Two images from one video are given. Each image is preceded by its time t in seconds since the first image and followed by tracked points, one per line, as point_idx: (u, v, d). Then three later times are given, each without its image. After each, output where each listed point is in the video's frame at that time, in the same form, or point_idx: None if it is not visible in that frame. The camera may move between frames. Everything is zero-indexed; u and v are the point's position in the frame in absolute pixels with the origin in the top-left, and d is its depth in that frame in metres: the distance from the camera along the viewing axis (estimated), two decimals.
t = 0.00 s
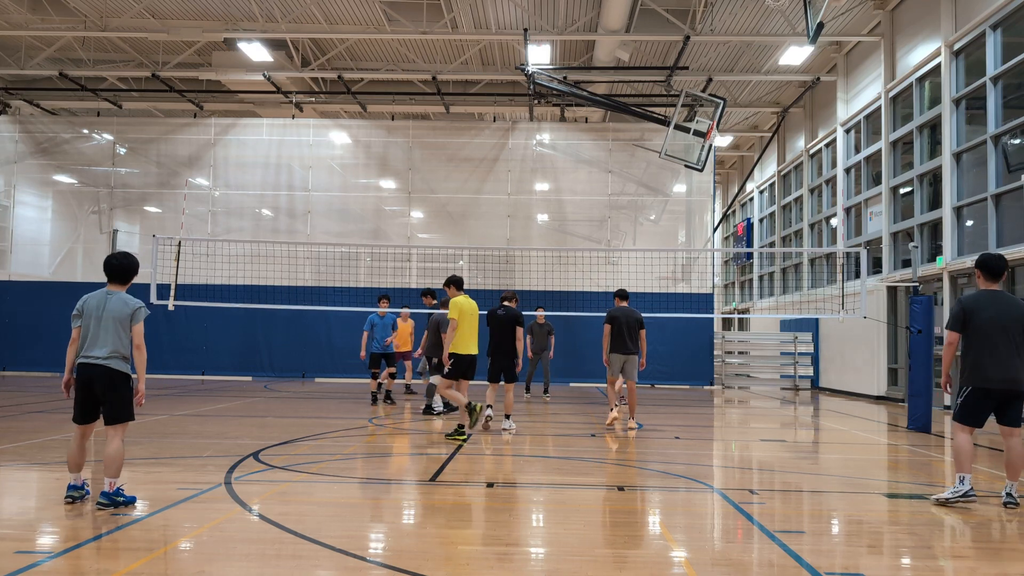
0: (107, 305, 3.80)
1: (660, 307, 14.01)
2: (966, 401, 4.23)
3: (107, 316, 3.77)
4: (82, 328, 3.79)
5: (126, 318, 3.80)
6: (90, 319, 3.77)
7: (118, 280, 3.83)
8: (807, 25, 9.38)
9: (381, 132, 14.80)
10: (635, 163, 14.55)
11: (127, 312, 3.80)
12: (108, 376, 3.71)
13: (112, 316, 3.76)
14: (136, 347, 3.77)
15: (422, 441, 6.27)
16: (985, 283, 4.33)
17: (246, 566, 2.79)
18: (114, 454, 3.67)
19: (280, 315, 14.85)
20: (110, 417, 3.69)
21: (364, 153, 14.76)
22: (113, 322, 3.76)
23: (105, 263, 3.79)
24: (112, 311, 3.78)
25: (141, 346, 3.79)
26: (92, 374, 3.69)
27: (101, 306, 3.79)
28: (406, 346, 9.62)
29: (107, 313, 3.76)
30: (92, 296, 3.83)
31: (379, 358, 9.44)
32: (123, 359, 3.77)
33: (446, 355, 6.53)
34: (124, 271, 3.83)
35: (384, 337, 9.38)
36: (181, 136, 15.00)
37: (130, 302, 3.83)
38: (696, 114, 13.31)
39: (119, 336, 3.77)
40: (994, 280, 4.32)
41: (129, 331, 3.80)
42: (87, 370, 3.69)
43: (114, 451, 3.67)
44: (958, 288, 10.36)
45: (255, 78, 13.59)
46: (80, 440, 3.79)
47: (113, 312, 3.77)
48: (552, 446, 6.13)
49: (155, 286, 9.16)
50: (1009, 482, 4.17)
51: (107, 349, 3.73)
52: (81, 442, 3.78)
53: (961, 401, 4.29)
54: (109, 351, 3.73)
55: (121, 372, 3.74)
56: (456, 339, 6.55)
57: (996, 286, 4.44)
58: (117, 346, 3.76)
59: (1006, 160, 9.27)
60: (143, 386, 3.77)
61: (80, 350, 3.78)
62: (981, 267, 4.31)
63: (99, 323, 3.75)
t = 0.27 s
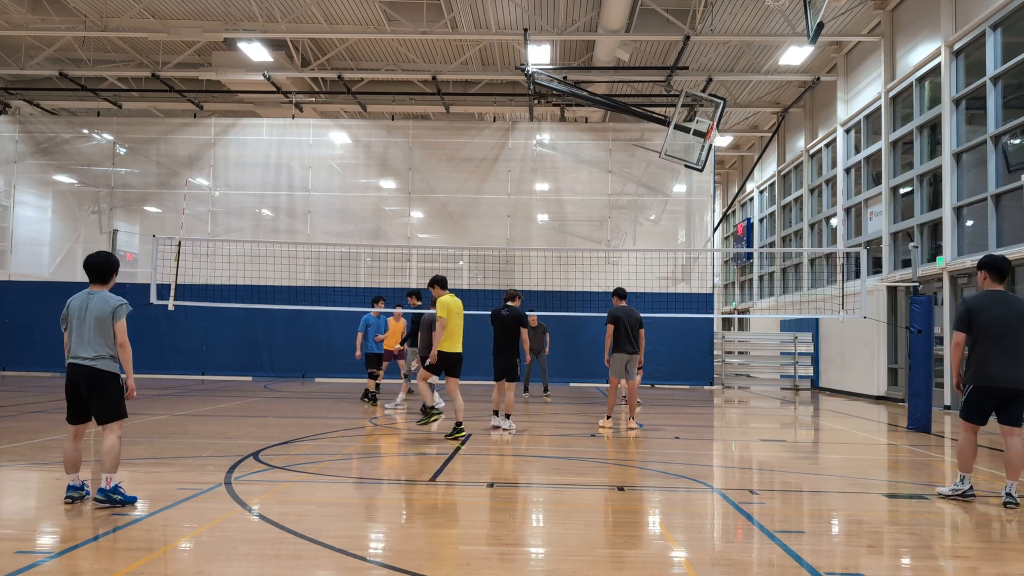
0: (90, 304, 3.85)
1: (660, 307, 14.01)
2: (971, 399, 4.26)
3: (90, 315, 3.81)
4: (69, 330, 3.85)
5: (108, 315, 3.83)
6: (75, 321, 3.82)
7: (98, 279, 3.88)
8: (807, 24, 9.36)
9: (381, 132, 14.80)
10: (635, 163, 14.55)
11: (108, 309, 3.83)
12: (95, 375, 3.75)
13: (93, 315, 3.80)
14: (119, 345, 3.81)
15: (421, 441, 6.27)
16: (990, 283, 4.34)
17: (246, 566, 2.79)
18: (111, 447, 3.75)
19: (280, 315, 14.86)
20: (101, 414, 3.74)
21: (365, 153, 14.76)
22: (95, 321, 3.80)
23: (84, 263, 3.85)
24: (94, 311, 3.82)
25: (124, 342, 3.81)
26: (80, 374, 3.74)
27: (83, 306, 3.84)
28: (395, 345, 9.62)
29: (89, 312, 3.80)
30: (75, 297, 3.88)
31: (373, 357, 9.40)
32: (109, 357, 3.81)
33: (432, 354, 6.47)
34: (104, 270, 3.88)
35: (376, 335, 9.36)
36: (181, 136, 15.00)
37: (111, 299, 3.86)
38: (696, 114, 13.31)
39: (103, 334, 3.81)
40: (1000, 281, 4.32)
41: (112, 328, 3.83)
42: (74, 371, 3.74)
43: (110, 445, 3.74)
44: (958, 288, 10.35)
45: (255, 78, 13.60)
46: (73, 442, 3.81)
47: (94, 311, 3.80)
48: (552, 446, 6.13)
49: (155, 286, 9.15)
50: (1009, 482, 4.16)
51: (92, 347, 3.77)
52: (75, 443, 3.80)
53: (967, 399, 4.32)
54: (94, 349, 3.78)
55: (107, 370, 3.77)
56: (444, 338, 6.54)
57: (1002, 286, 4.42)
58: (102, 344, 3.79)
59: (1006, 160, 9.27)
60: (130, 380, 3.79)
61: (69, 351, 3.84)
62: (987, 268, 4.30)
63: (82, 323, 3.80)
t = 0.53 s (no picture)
0: (81, 303, 3.85)
1: (660, 307, 14.01)
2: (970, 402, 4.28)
3: (81, 314, 3.81)
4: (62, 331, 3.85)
5: (100, 313, 3.83)
6: (67, 321, 3.83)
7: (87, 278, 3.88)
8: (808, 24, 9.35)
9: (381, 132, 14.80)
10: (635, 163, 14.55)
11: (100, 307, 3.83)
12: (91, 373, 3.77)
13: (85, 314, 3.81)
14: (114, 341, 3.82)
15: (421, 440, 6.27)
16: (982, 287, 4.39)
17: (246, 566, 2.79)
18: (100, 448, 3.78)
19: (280, 316, 14.86)
20: (99, 411, 3.75)
21: (365, 153, 14.76)
22: (88, 319, 3.80)
23: (72, 264, 3.84)
24: (86, 309, 3.82)
25: (118, 339, 3.82)
26: (75, 374, 3.75)
27: (75, 306, 3.84)
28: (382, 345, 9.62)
29: (80, 311, 3.81)
30: (66, 298, 3.88)
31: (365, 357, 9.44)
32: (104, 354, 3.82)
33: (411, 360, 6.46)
34: (92, 268, 3.88)
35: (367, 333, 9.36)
36: (181, 136, 15.00)
37: (101, 297, 3.87)
38: (696, 114, 13.30)
39: (96, 332, 3.82)
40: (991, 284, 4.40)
41: (105, 325, 3.84)
42: (70, 371, 3.75)
43: (99, 446, 3.77)
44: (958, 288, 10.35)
45: (255, 78, 13.60)
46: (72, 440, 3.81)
47: (85, 310, 3.81)
48: (552, 446, 6.14)
49: (155, 286, 9.15)
50: (1008, 480, 4.16)
51: (85, 347, 3.78)
52: (74, 442, 3.81)
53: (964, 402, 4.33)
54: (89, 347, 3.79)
55: (103, 368, 3.79)
56: (422, 341, 6.56)
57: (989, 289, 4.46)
58: (95, 343, 3.80)
59: (1006, 160, 9.27)
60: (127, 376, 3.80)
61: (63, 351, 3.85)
62: (978, 271, 4.39)
63: (75, 322, 3.80)
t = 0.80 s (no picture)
0: (80, 303, 3.86)
1: (660, 307, 14.01)
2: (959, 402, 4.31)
3: (80, 314, 3.82)
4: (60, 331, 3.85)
5: (98, 313, 3.84)
6: (65, 321, 3.83)
7: (85, 279, 3.89)
8: (808, 24, 9.35)
9: (381, 132, 14.80)
10: (635, 163, 14.55)
11: (98, 306, 3.84)
12: (92, 372, 3.77)
13: (84, 313, 3.81)
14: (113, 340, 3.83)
15: (421, 440, 6.27)
16: (964, 287, 4.42)
17: (246, 566, 2.79)
18: (105, 446, 3.80)
19: (280, 316, 14.85)
20: (101, 409, 3.77)
21: (365, 153, 14.76)
22: (87, 318, 3.81)
23: (70, 264, 3.85)
24: (85, 309, 3.83)
25: (117, 337, 3.83)
26: (75, 373, 3.75)
27: (74, 306, 3.85)
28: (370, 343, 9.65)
29: (79, 311, 3.82)
30: (64, 298, 3.89)
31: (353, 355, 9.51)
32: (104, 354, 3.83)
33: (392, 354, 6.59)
34: (91, 269, 3.89)
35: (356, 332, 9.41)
36: (181, 136, 15.00)
37: (100, 296, 3.87)
38: (696, 114, 13.30)
39: (95, 331, 3.82)
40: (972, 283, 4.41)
41: (103, 324, 3.84)
42: (69, 370, 3.75)
43: (105, 445, 3.79)
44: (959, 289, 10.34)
45: (255, 78, 13.60)
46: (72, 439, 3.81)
47: (84, 308, 3.81)
48: (551, 446, 6.14)
49: (155, 286, 9.14)
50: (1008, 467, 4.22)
51: (84, 346, 3.79)
52: (74, 440, 3.81)
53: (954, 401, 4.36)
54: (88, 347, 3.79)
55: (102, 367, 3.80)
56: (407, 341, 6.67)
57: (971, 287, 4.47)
58: (94, 342, 3.81)
59: (1006, 160, 9.27)
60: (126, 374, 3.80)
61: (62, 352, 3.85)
62: (959, 272, 4.40)
63: (74, 322, 3.81)
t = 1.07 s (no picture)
0: (87, 303, 3.86)
1: (660, 307, 14.00)
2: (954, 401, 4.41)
3: (86, 314, 3.81)
4: (65, 331, 3.84)
5: (105, 314, 3.84)
6: (71, 320, 3.82)
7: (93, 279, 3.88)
8: (808, 24, 9.34)
9: (381, 132, 14.80)
10: (635, 163, 14.55)
11: (104, 308, 3.84)
12: (94, 372, 3.77)
13: (90, 313, 3.81)
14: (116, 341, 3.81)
15: (421, 441, 6.27)
16: (954, 287, 4.56)
17: (246, 566, 2.79)
18: (109, 448, 3.81)
19: (280, 316, 14.85)
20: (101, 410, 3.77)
21: (365, 153, 14.76)
22: (92, 318, 3.81)
23: (79, 266, 3.93)
24: (91, 309, 3.83)
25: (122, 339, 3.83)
26: (78, 373, 3.74)
27: (81, 306, 3.85)
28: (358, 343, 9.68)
29: (86, 311, 3.81)
30: (73, 298, 3.90)
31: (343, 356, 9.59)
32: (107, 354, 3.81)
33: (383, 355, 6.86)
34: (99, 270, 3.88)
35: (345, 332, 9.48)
36: (181, 136, 15.00)
37: (107, 297, 3.87)
38: (696, 114, 13.29)
39: (100, 332, 3.82)
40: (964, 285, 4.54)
41: (108, 325, 3.83)
42: (72, 370, 3.74)
43: (108, 446, 3.81)
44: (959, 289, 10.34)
45: (255, 78, 13.60)
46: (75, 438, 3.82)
47: (90, 309, 3.82)
48: (551, 446, 6.14)
49: (155, 287, 9.14)
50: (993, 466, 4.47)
51: (89, 346, 3.78)
52: (76, 440, 3.81)
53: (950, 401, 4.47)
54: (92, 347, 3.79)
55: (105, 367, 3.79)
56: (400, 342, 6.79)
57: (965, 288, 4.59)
58: (99, 343, 3.80)
59: (1006, 160, 9.27)
60: (127, 377, 3.79)
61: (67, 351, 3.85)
62: (951, 272, 4.54)
63: (80, 321, 3.81)
